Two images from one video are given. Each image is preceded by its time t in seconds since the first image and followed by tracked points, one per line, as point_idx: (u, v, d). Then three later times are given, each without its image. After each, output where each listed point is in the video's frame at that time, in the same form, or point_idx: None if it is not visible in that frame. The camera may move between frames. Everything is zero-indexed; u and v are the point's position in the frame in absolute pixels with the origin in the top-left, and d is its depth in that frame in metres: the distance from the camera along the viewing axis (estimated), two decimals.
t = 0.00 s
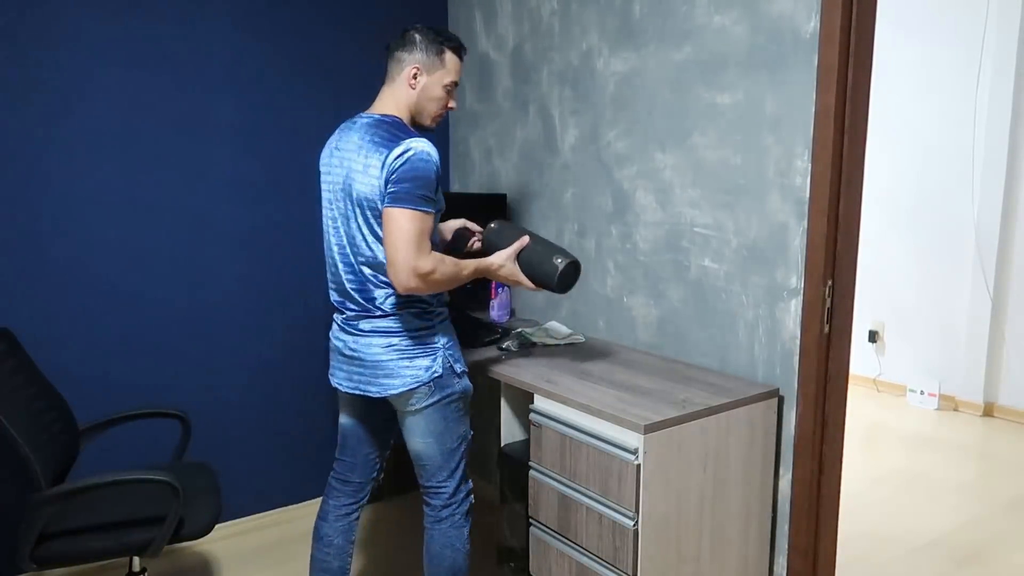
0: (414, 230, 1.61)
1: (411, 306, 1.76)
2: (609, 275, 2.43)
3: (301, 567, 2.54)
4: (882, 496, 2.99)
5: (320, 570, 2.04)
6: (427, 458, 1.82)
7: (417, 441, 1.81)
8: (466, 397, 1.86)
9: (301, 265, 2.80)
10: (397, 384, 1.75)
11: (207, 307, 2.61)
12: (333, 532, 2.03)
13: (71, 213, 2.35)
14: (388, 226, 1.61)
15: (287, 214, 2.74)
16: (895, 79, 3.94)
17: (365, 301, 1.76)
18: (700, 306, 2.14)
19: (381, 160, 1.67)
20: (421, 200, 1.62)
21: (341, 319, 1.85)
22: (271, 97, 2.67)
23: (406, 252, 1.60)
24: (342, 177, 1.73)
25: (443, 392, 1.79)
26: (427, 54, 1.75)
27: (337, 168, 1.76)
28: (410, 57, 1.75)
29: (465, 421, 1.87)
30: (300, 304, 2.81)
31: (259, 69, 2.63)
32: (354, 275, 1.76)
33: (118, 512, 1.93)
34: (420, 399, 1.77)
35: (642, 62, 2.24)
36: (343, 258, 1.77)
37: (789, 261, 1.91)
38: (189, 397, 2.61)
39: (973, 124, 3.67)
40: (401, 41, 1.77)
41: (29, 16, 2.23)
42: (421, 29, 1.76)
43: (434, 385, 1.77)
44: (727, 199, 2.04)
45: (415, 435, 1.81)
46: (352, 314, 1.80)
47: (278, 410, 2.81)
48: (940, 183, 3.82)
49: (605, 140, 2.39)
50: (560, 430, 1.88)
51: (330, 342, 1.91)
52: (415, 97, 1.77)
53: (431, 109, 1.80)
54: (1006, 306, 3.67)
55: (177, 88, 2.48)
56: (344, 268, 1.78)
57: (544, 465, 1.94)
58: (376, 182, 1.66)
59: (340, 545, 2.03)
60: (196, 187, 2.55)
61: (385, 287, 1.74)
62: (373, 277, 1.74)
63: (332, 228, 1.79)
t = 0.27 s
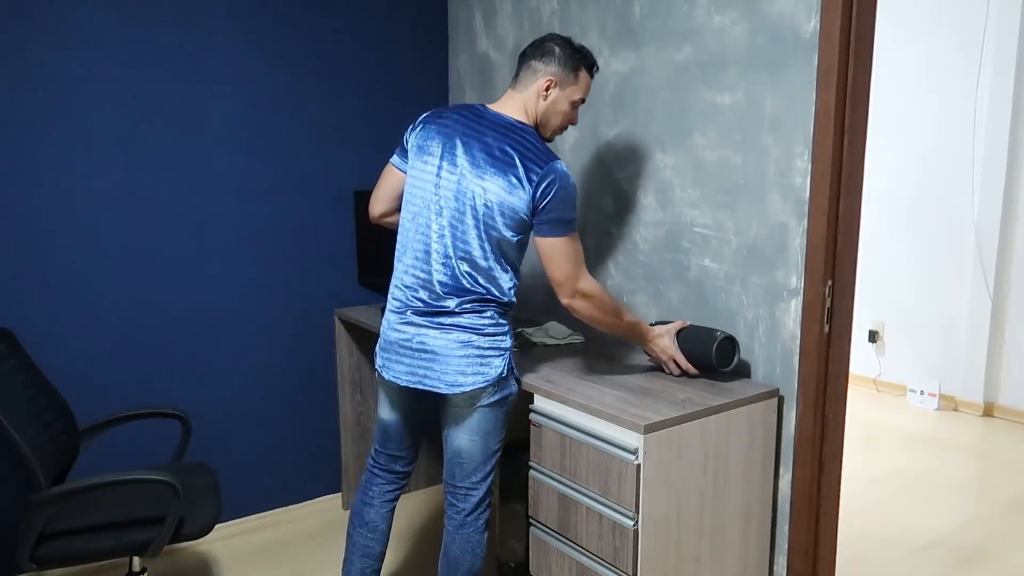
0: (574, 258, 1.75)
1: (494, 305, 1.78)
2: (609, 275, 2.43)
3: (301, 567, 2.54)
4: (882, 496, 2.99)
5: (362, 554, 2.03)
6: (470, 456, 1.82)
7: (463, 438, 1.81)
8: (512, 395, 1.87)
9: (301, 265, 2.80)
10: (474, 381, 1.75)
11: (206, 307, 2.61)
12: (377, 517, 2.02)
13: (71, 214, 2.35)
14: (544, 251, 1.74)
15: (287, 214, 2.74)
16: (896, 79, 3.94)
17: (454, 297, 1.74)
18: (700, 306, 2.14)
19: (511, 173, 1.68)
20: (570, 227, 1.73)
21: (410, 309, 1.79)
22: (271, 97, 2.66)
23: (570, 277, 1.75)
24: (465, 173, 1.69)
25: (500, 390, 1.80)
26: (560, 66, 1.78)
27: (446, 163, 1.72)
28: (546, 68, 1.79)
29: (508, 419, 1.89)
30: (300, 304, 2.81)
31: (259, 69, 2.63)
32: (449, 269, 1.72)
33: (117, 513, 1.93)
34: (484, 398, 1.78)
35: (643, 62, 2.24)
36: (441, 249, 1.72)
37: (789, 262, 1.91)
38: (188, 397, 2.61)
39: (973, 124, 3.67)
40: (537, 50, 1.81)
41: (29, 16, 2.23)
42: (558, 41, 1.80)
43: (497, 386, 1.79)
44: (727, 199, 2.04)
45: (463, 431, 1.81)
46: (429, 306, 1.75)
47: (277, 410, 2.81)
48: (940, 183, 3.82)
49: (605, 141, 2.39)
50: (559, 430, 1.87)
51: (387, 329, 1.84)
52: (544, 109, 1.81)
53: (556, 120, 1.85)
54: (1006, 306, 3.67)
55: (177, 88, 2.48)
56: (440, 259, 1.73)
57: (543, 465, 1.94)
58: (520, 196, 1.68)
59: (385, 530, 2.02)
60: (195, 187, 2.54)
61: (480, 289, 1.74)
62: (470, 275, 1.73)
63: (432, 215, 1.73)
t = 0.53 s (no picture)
0: (569, 245, 1.75)
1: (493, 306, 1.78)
2: (609, 275, 2.43)
3: (301, 567, 2.54)
4: (882, 496, 2.99)
5: (364, 554, 2.03)
6: (470, 456, 1.82)
7: (463, 437, 1.81)
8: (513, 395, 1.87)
9: (301, 266, 2.80)
10: (474, 381, 1.75)
11: (206, 307, 2.61)
12: (379, 517, 2.01)
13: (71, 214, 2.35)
14: (537, 242, 1.74)
15: (287, 214, 2.74)
16: (896, 79, 3.94)
17: (453, 297, 1.74)
18: (700, 306, 2.14)
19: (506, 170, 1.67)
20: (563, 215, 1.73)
21: (409, 310, 1.79)
22: (271, 97, 2.66)
23: (564, 266, 1.76)
24: (458, 171, 1.69)
25: (499, 390, 1.80)
26: (556, 66, 1.80)
27: (440, 164, 1.72)
28: (542, 66, 1.79)
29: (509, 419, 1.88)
30: (300, 304, 2.81)
31: (259, 69, 2.63)
32: (448, 269, 1.73)
33: (117, 513, 1.93)
34: (484, 398, 1.78)
35: (643, 62, 2.24)
36: (438, 251, 1.73)
37: (789, 262, 1.91)
38: (188, 397, 2.61)
39: (973, 124, 3.67)
40: (534, 49, 1.82)
41: (30, 16, 2.23)
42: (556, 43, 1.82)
43: (496, 386, 1.79)
44: (727, 199, 2.04)
45: (463, 430, 1.81)
46: (428, 307, 1.76)
47: (277, 410, 2.81)
48: (940, 183, 3.82)
49: (605, 141, 2.39)
50: (559, 430, 1.87)
51: (387, 331, 1.84)
52: (538, 106, 1.82)
53: (548, 118, 1.85)
54: (1006, 306, 3.67)
55: (177, 88, 2.48)
56: (438, 260, 1.73)
57: (543, 465, 1.94)
58: (513, 191, 1.67)
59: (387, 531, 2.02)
60: (195, 187, 2.55)
61: (478, 288, 1.75)
62: (468, 275, 1.73)
63: (429, 217, 1.73)
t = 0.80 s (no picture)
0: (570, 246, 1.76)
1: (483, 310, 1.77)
2: (609, 275, 2.43)
3: (301, 567, 2.54)
4: (881, 496, 3.00)
5: (359, 558, 2.02)
6: (465, 459, 1.82)
7: (457, 440, 1.81)
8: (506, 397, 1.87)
9: (300, 265, 2.80)
10: (466, 387, 1.75)
11: (206, 307, 2.61)
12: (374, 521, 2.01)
13: (71, 214, 2.35)
14: (537, 244, 1.74)
15: (287, 214, 2.74)
16: (896, 79, 3.94)
17: (444, 302, 1.73)
18: (700, 306, 2.14)
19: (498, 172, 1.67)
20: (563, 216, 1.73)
21: (399, 314, 1.78)
22: (271, 97, 2.66)
23: (568, 268, 1.77)
24: (449, 172, 1.68)
25: (491, 393, 1.80)
26: (549, 67, 1.80)
27: (430, 165, 1.71)
28: (534, 67, 1.79)
29: (502, 421, 1.89)
30: (299, 304, 2.81)
31: (258, 69, 2.63)
32: (439, 273, 1.72)
33: (117, 513, 1.93)
34: (478, 401, 1.78)
35: (643, 62, 2.24)
36: (428, 254, 1.73)
37: (789, 262, 1.91)
38: (188, 397, 2.61)
39: (973, 124, 3.67)
40: (527, 48, 1.81)
41: (29, 16, 2.23)
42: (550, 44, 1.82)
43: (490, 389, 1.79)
44: (727, 199, 2.04)
45: (457, 434, 1.81)
46: (418, 312, 1.75)
47: (277, 410, 2.80)
48: (940, 183, 3.82)
49: (605, 141, 2.39)
50: (559, 430, 1.87)
51: (377, 335, 1.84)
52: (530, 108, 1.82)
53: (538, 120, 1.85)
54: (1006, 306, 3.67)
55: (177, 88, 2.48)
56: (429, 264, 1.73)
57: (543, 466, 1.94)
58: (504, 192, 1.66)
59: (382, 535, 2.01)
60: (195, 186, 2.54)
61: (470, 292, 1.74)
62: (460, 278, 1.72)
63: (419, 219, 1.73)
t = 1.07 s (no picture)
0: (442, 245, 1.60)
1: (405, 319, 1.71)
2: (609, 275, 2.43)
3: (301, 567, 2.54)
4: (881, 496, 2.99)
5: None
6: (414, 474, 1.77)
7: (401, 457, 1.77)
8: (457, 412, 1.80)
9: (301, 265, 2.80)
10: (378, 400, 1.71)
11: (206, 308, 2.61)
12: (320, 549, 1.97)
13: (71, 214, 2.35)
14: (412, 241, 1.59)
15: (287, 214, 2.74)
16: (896, 80, 3.94)
17: (354, 310, 1.72)
18: (700, 306, 2.14)
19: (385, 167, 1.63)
20: (443, 211, 1.60)
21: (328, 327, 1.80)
22: (271, 97, 2.66)
23: (435, 269, 1.60)
24: (349, 171, 1.68)
25: (430, 409, 1.73)
26: (448, 58, 1.71)
27: (336, 170, 1.72)
28: (432, 59, 1.72)
29: (457, 436, 1.82)
30: (300, 304, 2.81)
31: (259, 69, 2.63)
32: (349, 280, 1.72)
33: (117, 513, 1.93)
34: (404, 415, 1.72)
35: (642, 62, 2.24)
36: (339, 262, 1.74)
37: (789, 262, 1.91)
38: (188, 397, 2.61)
39: (973, 124, 3.67)
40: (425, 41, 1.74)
41: (30, 16, 2.23)
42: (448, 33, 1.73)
43: (418, 402, 1.72)
44: (727, 199, 2.04)
45: (400, 450, 1.76)
46: (337, 323, 1.76)
47: (277, 410, 2.81)
48: (940, 183, 3.82)
49: (605, 140, 2.39)
50: (559, 430, 1.87)
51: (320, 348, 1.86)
52: (431, 101, 1.74)
53: (445, 113, 1.76)
54: (1006, 306, 3.67)
55: (177, 88, 2.48)
56: (340, 273, 1.74)
57: (544, 466, 1.94)
58: (385, 189, 1.62)
59: (326, 564, 1.96)
60: (195, 187, 2.54)
61: (377, 298, 1.70)
62: (367, 284, 1.70)
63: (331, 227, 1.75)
